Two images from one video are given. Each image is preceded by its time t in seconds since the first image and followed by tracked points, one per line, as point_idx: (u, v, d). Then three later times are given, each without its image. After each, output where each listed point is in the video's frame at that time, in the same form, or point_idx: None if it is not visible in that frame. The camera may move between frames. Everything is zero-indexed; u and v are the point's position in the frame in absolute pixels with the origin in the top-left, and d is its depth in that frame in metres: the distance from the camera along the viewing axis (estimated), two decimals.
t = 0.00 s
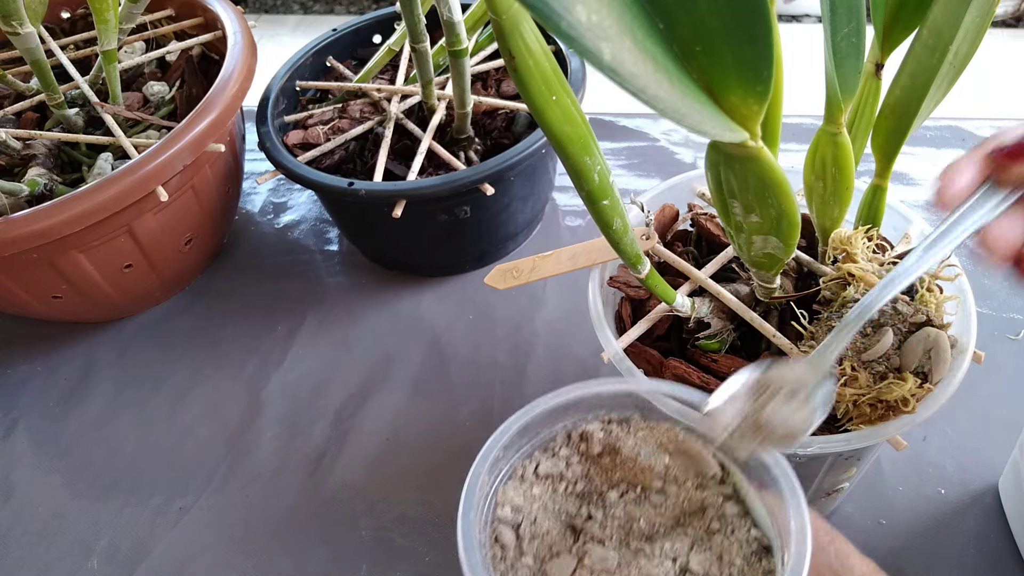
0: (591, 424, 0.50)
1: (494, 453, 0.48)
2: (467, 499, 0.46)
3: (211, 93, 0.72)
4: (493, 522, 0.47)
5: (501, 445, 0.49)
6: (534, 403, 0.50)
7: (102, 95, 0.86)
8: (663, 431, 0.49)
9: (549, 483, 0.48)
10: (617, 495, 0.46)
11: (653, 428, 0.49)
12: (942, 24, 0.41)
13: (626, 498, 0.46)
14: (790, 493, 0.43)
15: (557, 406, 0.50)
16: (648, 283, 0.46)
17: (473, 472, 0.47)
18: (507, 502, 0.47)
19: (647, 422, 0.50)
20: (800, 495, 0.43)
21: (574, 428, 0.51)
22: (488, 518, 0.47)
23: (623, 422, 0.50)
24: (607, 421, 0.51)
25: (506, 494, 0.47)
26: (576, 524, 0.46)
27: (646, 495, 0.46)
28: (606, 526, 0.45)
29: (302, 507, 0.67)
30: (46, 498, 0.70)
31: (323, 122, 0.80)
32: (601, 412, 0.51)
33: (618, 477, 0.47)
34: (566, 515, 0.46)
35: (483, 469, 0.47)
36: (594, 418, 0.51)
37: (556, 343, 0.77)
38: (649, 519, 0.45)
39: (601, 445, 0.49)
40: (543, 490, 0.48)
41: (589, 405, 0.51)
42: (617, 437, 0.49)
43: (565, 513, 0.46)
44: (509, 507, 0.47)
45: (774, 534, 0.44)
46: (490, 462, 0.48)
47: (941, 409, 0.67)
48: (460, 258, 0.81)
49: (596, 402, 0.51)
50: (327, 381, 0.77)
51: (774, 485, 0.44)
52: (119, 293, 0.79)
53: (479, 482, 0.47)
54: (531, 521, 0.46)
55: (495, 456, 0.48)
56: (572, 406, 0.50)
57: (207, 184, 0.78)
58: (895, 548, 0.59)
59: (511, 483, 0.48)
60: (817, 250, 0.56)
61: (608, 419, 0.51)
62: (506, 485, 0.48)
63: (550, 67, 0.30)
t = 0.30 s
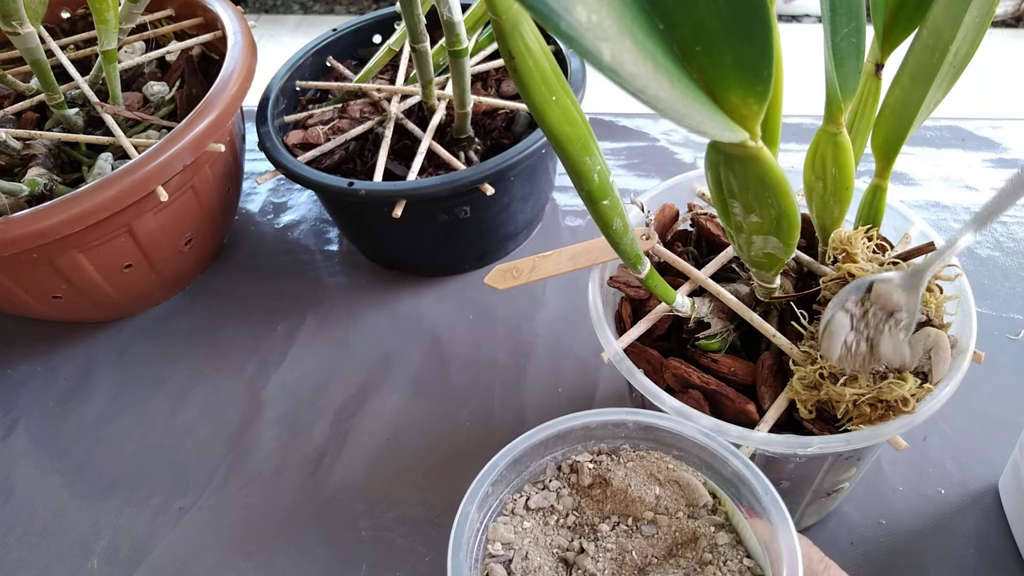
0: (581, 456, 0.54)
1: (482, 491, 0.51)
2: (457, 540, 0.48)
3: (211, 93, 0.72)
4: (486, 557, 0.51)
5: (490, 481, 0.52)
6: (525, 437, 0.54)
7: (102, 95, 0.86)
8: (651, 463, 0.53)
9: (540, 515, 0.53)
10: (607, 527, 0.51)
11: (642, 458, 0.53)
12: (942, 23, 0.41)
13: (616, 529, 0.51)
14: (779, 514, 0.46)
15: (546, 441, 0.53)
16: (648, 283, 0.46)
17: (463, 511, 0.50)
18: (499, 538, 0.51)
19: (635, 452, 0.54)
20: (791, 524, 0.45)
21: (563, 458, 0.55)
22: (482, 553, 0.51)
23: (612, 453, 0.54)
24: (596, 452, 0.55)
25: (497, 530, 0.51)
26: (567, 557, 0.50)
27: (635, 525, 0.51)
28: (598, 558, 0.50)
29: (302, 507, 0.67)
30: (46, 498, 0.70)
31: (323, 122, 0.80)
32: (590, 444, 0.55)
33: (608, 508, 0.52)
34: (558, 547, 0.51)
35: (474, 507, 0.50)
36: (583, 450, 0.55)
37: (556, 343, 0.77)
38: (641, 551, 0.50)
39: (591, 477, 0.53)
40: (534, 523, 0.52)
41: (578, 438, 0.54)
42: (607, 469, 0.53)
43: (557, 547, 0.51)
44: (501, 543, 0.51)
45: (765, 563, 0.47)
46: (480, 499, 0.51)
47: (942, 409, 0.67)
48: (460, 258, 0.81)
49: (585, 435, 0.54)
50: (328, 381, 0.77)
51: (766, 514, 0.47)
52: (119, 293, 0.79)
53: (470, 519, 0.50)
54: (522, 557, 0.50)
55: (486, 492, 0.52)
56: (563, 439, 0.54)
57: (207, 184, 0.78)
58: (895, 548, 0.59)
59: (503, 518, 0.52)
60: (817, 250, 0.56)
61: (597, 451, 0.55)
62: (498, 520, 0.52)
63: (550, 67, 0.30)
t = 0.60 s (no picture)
0: (586, 454, 0.54)
1: (488, 489, 0.51)
2: (462, 537, 0.48)
3: (211, 93, 0.72)
4: (491, 555, 0.50)
5: (495, 479, 0.52)
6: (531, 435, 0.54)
7: (102, 95, 0.86)
8: (658, 461, 0.52)
9: (545, 513, 0.53)
10: (613, 525, 0.51)
11: (649, 456, 0.53)
12: (942, 24, 0.41)
13: (622, 527, 0.51)
14: (785, 513, 0.46)
15: (551, 439, 0.53)
16: (648, 283, 0.46)
17: (468, 508, 0.50)
18: (504, 536, 0.51)
19: (641, 449, 0.54)
20: (798, 522, 0.45)
21: (569, 456, 0.55)
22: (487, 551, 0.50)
23: (617, 450, 0.54)
24: (601, 450, 0.54)
25: (502, 528, 0.51)
26: (573, 555, 0.50)
27: (641, 524, 0.51)
28: (603, 557, 0.50)
29: (302, 506, 0.67)
30: (46, 498, 0.70)
31: (323, 122, 0.80)
32: (596, 442, 0.55)
33: (614, 507, 0.52)
34: (564, 545, 0.51)
35: (478, 505, 0.50)
36: (589, 448, 0.55)
37: (556, 343, 0.77)
38: (647, 549, 0.50)
39: (597, 475, 0.53)
40: (539, 521, 0.52)
41: (583, 435, 0.54)
42: (613, 467, 0.53)
43: (562, 545, 0.51)
44: (506, 541, 0.51)
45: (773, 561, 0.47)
46: (485, 497, 0.51)
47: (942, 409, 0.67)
48: (460, 258, 0.81)
49: (591, 433, 0.54)
50: (328, 381, 0.77)
51: (773, 512, 0.47)
52: (119, 293, 0.79)
53: (475, 516, 0.50)
54: (527, 555, 0.50)
55: (491, 490, 0.51)
56: (569, 437, 0.54)
57: (207, 184, 0.78)
58: (894, 548, 0.59)
59: (508, 515, 0.52)
60: (817, 250, 0.56)
61: (603, 449, 0.55)
62: (503, 518, 0.52)
63: (550, 67, 0.30)
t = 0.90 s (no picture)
0: (582, 459, 0.54)
1: (483, 496, 0.51)
2: (458, 545, 0.49)
3: (211, 93, 0.72)
4: (488, 562, 0.51)
5: (491, 486, 0.52)
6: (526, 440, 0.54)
7: (102, 95, 0.86)
8: (653, 465, 0.53)
9: (541, 519, 0.53)
10: (609, 530, 0.51)
11: (644, 460, 0.53)
12: (942, 24, 0.41)
13: (618, 532, 0.52)
14: (779, 517, 0.46)
15: (547, 444, 0.54)
16: (648, 283, 0.46)
17: (464, 516, 0.50)
18: (500, 542, 0.51)
19: (637, 453, 0.54)
20: (793, 525, 0.46)
21: (564, 460, 0.55)
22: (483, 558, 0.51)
23: (613, 454, 0.54)
24: (597, 454, 0.55)
25: (499, 535, 0.51)
26: (570, 561, 0.51)
27: (637, 528, 0.52)
28: (600, 561, 0.50)
29: (301, 506, 0.67)
30: (46, 498, 0.70)
31: (323, 122, 0.80)
32: (591, 446, 0.55)
33: (609, 511, 0.52)
34: (560, 551, 0.51)
35: (474, 511, 0.51)
36: (584, 452, 0.55)
37: (556, 343, 0.77)
38: (643, 554, 0.50)
39: (593, 479, 0.53)
40: (535, 526, 0.52)
41: (579, 439, 0.55)
42: (608, 472, 0.53)
43: (559, 550, 0.51)
44: (502, 547, 0.51)
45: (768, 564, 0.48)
46: (481, 505, 0.51)
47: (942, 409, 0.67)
48: (461, 258, 0.81)
49: (586, 437, 0.54)
50: (327, 381, 0.77)
51: (767, 517, 0.47)
52: (119, 293, 0.79)
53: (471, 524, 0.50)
54: (524, 561, 0.50)
55: (486, 498, 0.52)
56: (564, 442, 0.54)
57: (207, 184, 0.78)
58: (894, 548, 0.59)
59: (503, 522, 0.53)
60: (817, 250, 0.56)
61: (598, 453, 0.55)
62: (499, 524, 0.52)
63: (551, 67, 0.30)
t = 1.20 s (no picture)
0: (562, 467, 0.55)
1: (463, 510, 0.52)
2: (437, 561, 0.49)
3: (211, 93, 0.72)
4: None
5: (470, 500, 0.53)
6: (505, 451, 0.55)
7: (102, 95, 0.86)
8: (632, 473, 0.54)
9: (522, 529, 0.54)
10: (589, 540, 0.52)
11: (623, 468, 0.54)
12: (942, 23, 0.41)
13: (598, 541, 0.53)
14: (756, 522, 0.47)
15: (526, 455, 0.55)
16: (648, 283, 0.46)
17: (442, 533, 0.50)
18: (481, 556, 0.52)
19: (616, 461, 0.55)
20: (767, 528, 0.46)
21: (545, 470, 0.56)
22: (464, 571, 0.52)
23: (592, 463, 0.56)
24: (577, 463, 0.56)
25: (479, 548, 0.52)
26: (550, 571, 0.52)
27: (617, 537, 0.53)
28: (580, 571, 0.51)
29: (301, 506, 0.67)
30: (46, 498, 0.70)
31: (323, 122, 0.80)
32: (571, 455, 0.56)
33: (589, 520, 0.53)
34: (541, 561, 0.52)
35: (453, 528, 0.51)
36: (564, 460, 0.56)
37: (556, 343, 0.77)
38: (623, 563, 0.51)
39: (572, 489, 0.54)
40: (516, 537, 0.53)
41: (558, 449, 0.55)
42: (587, 481, 0.54)
43: (539, 560, 0.52)
44: (483, 560, 0.52)
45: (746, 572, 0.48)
46: (460, 519, 0.52)
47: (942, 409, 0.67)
48: (460, 258, 0.81)
49: (565, 446, 0.55)
50: (327, 381, 0.77)
51: (743, 521, 0.48)
52: (119, 293, 0.79)
53: (450, 539, 0.51)
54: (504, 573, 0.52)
55: (466, 511, 0.52)
56: (543, 452, 0.55)
57: (207, 184, 0.78)
58: (894, 548, 0.59)
59: (484, 534, 0.53)
60: (817, 250, 0.56)
61: (578, 461, 0.56)
62: (480, 537, 0.53)
63: (550, 67, 0.30)
